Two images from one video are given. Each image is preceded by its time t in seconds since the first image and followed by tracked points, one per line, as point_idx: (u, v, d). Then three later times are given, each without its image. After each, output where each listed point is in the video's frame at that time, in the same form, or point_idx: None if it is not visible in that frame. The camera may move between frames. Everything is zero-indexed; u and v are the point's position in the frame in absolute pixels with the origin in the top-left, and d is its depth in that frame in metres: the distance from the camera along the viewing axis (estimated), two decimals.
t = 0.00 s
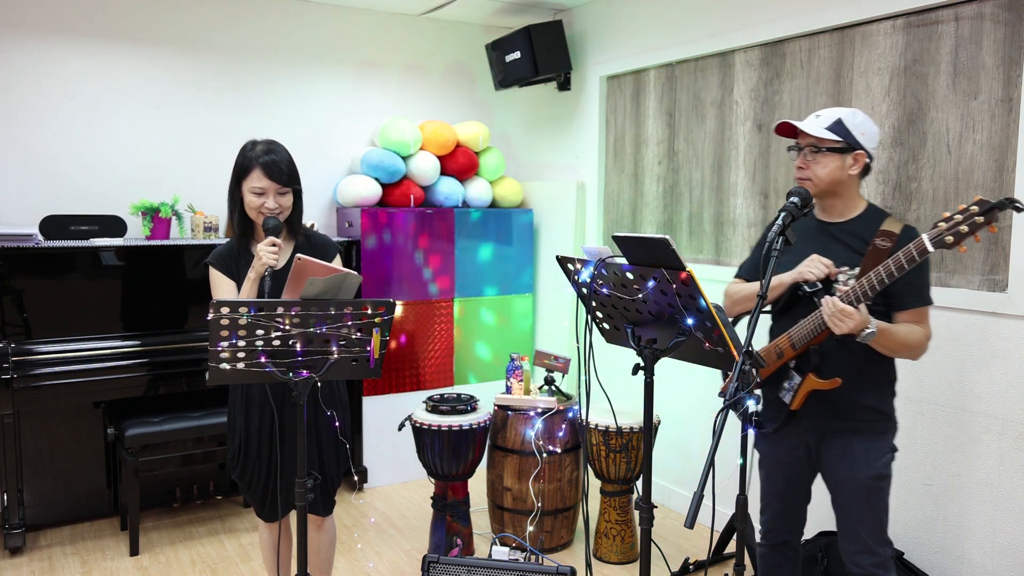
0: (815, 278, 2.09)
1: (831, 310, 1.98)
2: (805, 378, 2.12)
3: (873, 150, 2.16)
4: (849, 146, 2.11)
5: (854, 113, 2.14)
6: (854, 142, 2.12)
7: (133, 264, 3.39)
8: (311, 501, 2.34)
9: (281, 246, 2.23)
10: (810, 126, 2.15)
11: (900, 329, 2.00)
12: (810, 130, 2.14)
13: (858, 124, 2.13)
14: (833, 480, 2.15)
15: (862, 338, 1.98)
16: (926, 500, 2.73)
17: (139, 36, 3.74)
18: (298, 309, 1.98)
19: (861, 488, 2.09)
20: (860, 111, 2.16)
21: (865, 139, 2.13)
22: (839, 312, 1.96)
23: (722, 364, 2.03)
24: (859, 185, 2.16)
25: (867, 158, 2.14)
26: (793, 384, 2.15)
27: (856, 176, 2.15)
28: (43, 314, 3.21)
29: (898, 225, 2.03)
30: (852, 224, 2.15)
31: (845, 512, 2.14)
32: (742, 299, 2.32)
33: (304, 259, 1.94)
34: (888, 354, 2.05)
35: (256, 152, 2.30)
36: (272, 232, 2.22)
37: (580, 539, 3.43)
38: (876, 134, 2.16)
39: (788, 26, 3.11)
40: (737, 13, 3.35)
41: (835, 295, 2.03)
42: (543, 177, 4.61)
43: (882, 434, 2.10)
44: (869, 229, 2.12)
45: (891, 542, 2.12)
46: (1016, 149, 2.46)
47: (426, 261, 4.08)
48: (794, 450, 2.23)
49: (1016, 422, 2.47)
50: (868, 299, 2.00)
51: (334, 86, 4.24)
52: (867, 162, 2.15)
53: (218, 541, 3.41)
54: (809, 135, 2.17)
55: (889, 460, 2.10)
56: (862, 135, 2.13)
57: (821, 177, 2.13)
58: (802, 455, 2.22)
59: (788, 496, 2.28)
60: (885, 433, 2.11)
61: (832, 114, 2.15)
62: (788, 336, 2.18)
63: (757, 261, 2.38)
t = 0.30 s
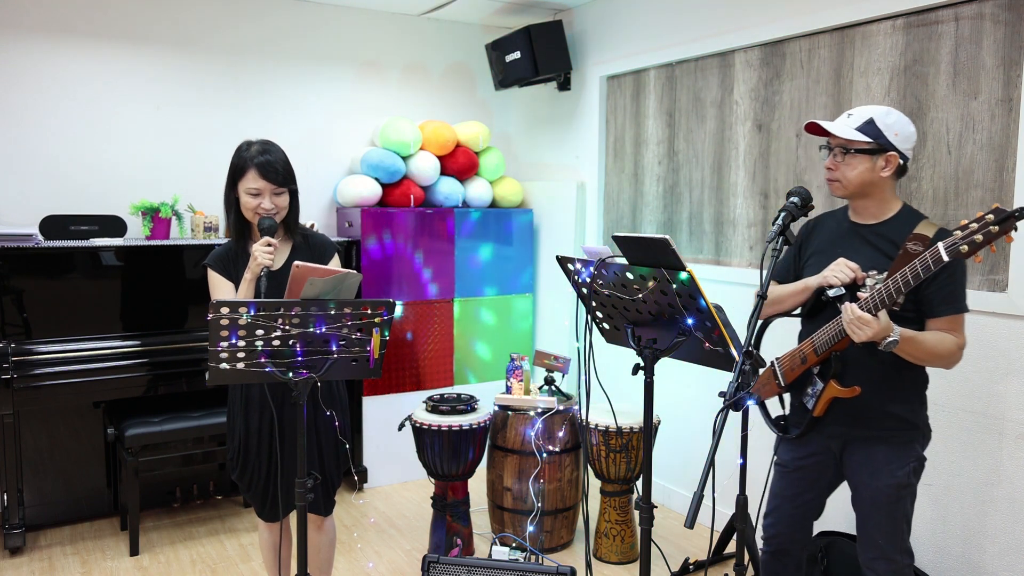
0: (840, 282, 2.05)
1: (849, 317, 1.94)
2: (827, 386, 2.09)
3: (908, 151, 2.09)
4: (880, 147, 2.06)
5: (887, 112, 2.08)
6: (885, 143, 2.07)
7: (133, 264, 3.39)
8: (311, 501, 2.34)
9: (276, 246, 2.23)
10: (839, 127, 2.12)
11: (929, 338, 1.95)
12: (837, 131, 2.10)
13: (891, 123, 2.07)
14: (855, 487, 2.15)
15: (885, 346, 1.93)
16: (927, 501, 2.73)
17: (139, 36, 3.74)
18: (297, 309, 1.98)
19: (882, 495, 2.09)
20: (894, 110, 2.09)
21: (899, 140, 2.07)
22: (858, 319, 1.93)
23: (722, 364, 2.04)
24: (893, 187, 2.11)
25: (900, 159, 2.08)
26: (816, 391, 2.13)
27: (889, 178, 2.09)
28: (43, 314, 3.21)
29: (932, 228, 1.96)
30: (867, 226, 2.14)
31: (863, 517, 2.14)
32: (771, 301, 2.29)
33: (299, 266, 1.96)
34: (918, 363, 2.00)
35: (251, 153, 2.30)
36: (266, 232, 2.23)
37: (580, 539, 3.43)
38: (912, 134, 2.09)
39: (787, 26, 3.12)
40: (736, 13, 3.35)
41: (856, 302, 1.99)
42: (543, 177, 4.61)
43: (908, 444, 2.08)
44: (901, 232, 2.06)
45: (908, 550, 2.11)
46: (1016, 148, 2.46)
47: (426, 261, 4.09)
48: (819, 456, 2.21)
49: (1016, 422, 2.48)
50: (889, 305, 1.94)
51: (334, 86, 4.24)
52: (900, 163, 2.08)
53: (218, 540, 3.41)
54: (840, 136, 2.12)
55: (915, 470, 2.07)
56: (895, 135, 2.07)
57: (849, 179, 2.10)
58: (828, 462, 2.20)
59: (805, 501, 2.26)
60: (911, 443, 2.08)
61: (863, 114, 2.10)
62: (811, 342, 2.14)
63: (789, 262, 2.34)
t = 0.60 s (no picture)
0: (848, 285, 2.04)
1: (854, 322, 1.92)
2: (833, 390, 2.09)
3: (924, 152, 2.08)
4: (895, 148, 2.06)
5: (905, 112, 2.06)
6: (900, 144, 2.06)
7: (132, 265, 3.39)
8: (311, 501, 2.34)
9: (279, 247, 2.23)
10: (854, 126, 2.11)
11: (938, 343, 1.95)
12: (851, 131, 2.09)
13: (908, 124, 2.06)
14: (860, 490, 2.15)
15: (890, 350, 1.93)
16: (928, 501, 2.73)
17: (139, 36, 3.74)
18: (297, 309, 1.98)
19: (887, 498, 2.09)
20: (913, 110, 2.08)
21: (915, 141, 2.06)
22: (861, 325, 1.91)
23: (721, 364, 2.04)
24: (909, 188, 2.09)
25: (916, 161, 2.07)
26: (824, 394, 2.13)
27: (904, 180, 2.08)
28: (43, 314, 3.21)
29: (947, 231, 1.95)
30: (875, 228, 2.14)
31: (868, 520, 2.14)
32: (782, 301, 2.29)
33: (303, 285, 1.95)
34: (928, 367, 1.99)
35: (254, 153, 2.30)
36: (270, 233, 2.23)
37: (579, 539, 3.43)
38: (930, 136, 2.07)
39: (787, 26, 3.11)
40: (735, 12, 3.35)
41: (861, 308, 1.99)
42: (543, 177, 4.61)
43: (916, 448, 2.07)
44: (915, 234, 2.05)
45: (914, 554, 2.10)
46: (1016, 149, 2.46)
47: (426, 261, 4.09)
48: (824, 458, 2.21)
49: (1017, 422, 2.48)
50: (894, 310, 1.92)
51: (335, 86, 4.24)
52: (915, 165, 2.07)
53: (218, 540, 3.41)
54: (855, 135, 2.12)
55: (921, 475, 2.07)
56: (912, 136, 2.06)
57: (862, 178, 2.09)
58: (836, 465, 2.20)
59: (809, 503, 2.26)
60: (920, 447, 2.07)
61: (880, 114, 2.09)
62: (819, 344, 2.16)
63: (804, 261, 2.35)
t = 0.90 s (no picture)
0: (847, 285, 2.04)
1: (853, 323, 1.93)
2: (831, 390, 2.10)
3: (926, 153, 2.08)
4: (898, 149, 2.06)
5: (908, 113, 2.07)
6: (904, 144, 2.06)
7: (132, 265, 3.39)
8: (311, 501, 2.34)
9: (285, 248, 2.23)
10: (858, 125, 2.10)
11: (937, 343, 1.94)
12: (857, 130, 2.08)
13: (912, 125, 2.06)
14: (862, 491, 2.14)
15: (890, 351, 1.94)
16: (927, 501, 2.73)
17: (140, 36, 3.74)
18: (297, 309, 1.98)
19: (885, 498, 2.09)
20: (916, 111, 2.09)
21: (918, 142, 2.06)
22: (861, 325, 1.91)
23: (721, 364, 2.04)
24: (909, 189, 2.10)
25: (918, 162, 2.08)
26: (822, 395, 2.14)
27: (905, 181, 2.08)
28: (43, 314, 3.21)
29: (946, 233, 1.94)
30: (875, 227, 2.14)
31: (867, 521, 2.14)
32: (779, 300, 2.29)
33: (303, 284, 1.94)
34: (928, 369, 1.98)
35: (259, 154, 2.30)
36: (275, 234, 2.23)
37: (579, 539, 3.43)
38: (932, 137, 2.08)
39: (787, 26, 3.11)
40: (735, 12, 3.35)
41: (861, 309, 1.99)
42: (543, 177, 4.61)
43: (915, 449, 2.07)
44: (915, 235, 2.06)
45: (913, 554, 2.10)
46: (1016, 149, 2.46)
47: (426, 261, 4.09)
48: (822, 458, 2.21)
49: (1016, 422, 2.48)
50: (894, 310, 1.93)
51: (335, 86, 4.24)
52: (918, 166, 2.08)
53: (218, 540, 3.41)
54: (858, 134, 2.12)
55: (919, 475, 2.07)
56: (915, 137, 2.06)
57: (864, 178, 2.09)
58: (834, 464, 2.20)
59: (808, 503, 2.26)
60: (919, 447, 2.07)
61: (884, 113, 2.09)
62: (817, 345, 2.16)
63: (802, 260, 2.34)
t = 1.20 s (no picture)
0: (836, 283, 2.07)
1: (844, 319, 1.92)
2: (820, 388, 2.12)
3: (912, 154, 2.10)
4: (886, 148, 2.07)
5: (896, 114, 2.08)
6: (891, 144, 2.07)
7: (132, 265, 3.39)
8: (311, 501, 2.33)
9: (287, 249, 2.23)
10: (848, 123, 2.11)
11: (923, 341, 1.95)
12: (846, 127, 2.10)
13: (900, 125, 2.08)
14: (849, 488, 2.14)
15: (880, 348, 1.96)
16: (927, 502, 2.72)
17: (139, 36, 3.74)
18: (297, 309, 1.98)
19: (873, 497, 2.09)
20: (903, 113, 2.11)
21: (905, 142, 2.08)
22: (853, 322, 1.91)
23: (722, 364, 2.04)
24: (894, 189, 2.11)
25: (905, 161, 2.09)
26: (809, 393, 2.15)
27: (891, 180, 2.09)
28: (43, 314, 3.21)
29: (933, 231, 1.95)
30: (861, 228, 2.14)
31: (856, 519, 2.14)
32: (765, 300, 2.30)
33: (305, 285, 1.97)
34: (912, 365, 1.99)
35: (261, 154, 2.30)
36: (277, 235, 2.22)
37: (579, 539, 3.43)
38: (918, 138, 2.09)
39: (788, 26, 3.11)
40: (736, 13, 3.35)
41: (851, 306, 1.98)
42: (543, 177, 4.61)
43: (902, 445, 2.07)
44: (901, 234, 2.06)
45: (901, 551, 2.10)
46: (1016, 149, 2.46)
47: (426, 262, 4.09)
48: (808, 457, 2.21)
49: (1016, 422, 2.47)
50: (885, 308, 1.94)
51: (335, 86, 4.25)
52: (904, 166, 2.09)
53: (218, 540, 3.41)
54: (846, 133, 2.12)
55: (907, 472, 2.07)
56: (902, 137, 2.08)
57: (851, 177, 2.09)
58: (819, 461, 2.20)
59: (806, 503, 2.26)
60: (907, 444, 2.08)
61: (873, 113, 2.10)
62: (806, 343, 2.17)
63: (786, 260, 2.35)
